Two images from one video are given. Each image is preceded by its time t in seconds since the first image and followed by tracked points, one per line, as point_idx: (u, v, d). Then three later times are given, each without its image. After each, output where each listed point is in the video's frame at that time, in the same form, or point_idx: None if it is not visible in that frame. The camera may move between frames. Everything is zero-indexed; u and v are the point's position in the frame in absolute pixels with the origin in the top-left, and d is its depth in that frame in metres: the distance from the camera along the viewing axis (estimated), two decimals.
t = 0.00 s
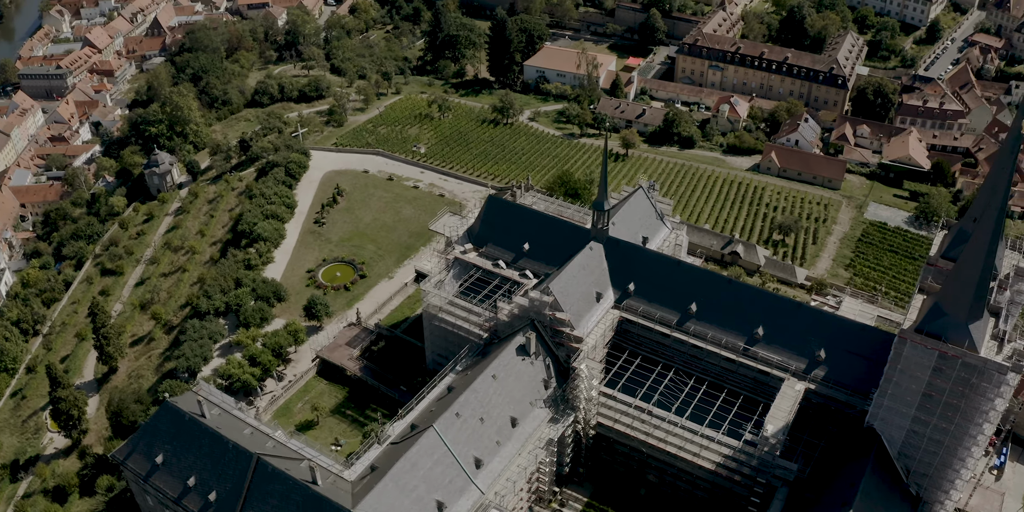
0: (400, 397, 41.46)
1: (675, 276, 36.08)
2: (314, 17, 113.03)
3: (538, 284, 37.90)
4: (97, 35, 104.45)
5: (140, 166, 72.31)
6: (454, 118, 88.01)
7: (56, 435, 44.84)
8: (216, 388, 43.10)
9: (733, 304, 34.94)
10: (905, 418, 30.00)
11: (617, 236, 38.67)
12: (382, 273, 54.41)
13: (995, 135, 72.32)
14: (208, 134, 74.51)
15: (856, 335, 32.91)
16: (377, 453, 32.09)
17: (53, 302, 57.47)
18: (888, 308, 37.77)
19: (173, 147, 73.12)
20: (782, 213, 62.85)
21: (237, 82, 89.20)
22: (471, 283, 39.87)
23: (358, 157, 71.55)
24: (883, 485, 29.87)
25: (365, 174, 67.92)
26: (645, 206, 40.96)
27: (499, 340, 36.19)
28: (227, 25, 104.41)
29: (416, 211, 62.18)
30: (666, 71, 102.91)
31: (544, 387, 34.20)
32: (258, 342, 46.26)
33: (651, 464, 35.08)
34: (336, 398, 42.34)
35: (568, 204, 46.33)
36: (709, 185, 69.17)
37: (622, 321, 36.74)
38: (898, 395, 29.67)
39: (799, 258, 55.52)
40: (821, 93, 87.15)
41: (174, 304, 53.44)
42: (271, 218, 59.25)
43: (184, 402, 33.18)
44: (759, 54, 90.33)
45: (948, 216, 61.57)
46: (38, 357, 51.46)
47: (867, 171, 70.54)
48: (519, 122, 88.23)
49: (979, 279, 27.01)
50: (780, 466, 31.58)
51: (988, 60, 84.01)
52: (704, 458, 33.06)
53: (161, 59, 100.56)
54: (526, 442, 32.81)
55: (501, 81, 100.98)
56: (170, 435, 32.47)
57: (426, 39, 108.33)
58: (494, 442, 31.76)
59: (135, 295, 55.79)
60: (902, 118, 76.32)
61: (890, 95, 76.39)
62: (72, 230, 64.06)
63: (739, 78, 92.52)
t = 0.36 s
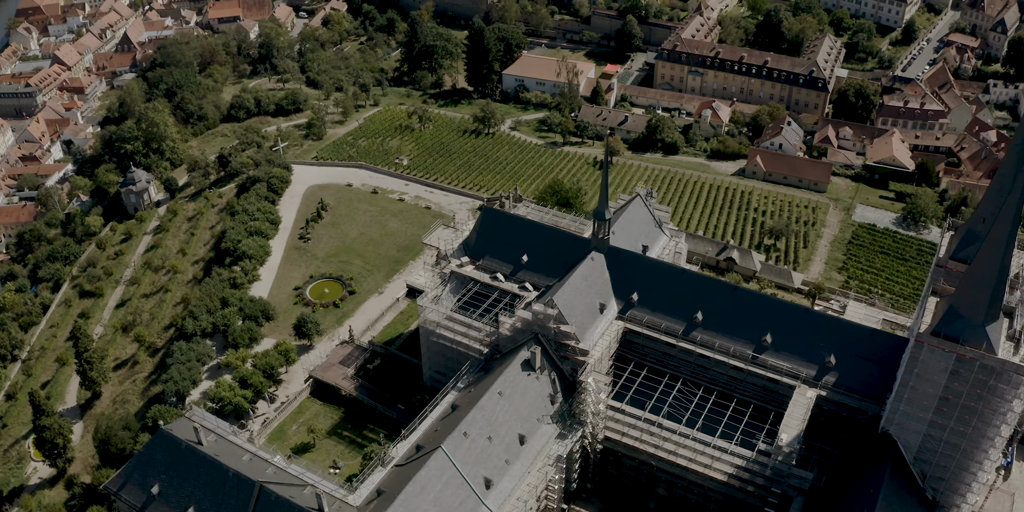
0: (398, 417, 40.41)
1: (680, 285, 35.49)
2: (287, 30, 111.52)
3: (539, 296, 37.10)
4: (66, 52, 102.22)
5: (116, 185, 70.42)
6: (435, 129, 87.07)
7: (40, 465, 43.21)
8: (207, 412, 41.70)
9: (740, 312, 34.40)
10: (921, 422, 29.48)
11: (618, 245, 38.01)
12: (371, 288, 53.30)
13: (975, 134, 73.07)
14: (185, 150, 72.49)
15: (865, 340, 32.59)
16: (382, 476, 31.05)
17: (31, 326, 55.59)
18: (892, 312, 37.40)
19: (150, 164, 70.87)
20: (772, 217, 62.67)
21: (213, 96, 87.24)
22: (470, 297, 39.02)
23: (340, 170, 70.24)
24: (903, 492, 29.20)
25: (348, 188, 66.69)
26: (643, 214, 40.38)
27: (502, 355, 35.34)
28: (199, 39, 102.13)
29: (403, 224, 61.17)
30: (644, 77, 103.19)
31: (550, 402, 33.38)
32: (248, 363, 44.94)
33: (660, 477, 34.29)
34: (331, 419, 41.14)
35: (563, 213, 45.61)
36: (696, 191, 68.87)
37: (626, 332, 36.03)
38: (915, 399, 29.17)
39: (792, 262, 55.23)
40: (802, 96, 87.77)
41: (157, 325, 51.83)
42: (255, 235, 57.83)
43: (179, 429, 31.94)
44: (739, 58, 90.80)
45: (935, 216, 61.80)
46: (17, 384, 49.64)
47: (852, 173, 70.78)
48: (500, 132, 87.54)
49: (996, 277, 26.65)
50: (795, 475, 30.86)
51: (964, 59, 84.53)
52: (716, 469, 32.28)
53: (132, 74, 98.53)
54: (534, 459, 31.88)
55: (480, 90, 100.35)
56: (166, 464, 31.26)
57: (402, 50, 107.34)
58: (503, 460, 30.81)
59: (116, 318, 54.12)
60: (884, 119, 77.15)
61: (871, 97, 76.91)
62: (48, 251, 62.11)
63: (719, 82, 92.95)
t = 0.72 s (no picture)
0: (397, 436, 39.39)
1: (684, 293, 34.85)
2: (260, 42, 109.84)
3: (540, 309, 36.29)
4: (34, 69, 99.76)
5: (91, 204, 68.49)
6: (416, 140, 86.04)
7: (25, 495, 41.55)
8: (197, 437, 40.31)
9: (747, 319, 33.83)
10: (937, 425, 29.03)
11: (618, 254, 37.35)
12: (361, 304, 52.17)
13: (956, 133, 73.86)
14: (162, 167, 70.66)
15: (875, 344, 32.19)
16: (388, 499, 29.99)
17: (7, 351, 53.70)
18: (897, 314, 37.11)
19: (125, 182, 68.96)
20: (761, 222, 62.52)
21: (187, 111, 85.13)
22: (468, 311, 38.16)
23: (322, 184, 68.82)
24: (922, 497, 28.70)
25: (331, 201, 65.44)
26: (642, 221, 39.76)
27: (505, 369, 34.47)
28: (170, 54, 99.38)
29: (390, 238, 60.09)
30: (623, 84, 103.27)
31: (558, 417, 32.53)
32: (238, 385, 43.60)
33: (670, 489, 33.55)
34: (328, 440, 39.99)
35: (558, 223, 44.87)
36: (682, 196, 68.56)
37: (631, 343, 35.30)
38: (931, 402, 28.72)
39: (785, 266, 55.00)
40: (782, 99, 88.69)
41: (141, 347, 50.19)
42: (239, 252, 56.42)
43: (175, 456, 30.63)
44: (718, 63, 91.29)
45: (922, 216, 62.10)
46: None
47: (837, 176, 71.13)
48: (482, 142, 86.72)
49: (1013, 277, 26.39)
50: (811, 484, 30.25)
51: (941, 59, 85.82)
52: (728, 480, 31.60)
53: (102, 91, 96.36)
54: (544, 476, 30.99)
55: (458, 100, 99.67)
56: (162, 494, 29.99)
57: (378, 60, 106.19)
58: (513, 479, 29.88)
59: (97, 341, 52.42)
60: (865, 121, 77.63)
61: (852, 99, 77.48)
62: (23, 273, 60.13)
63: (699, 87, 93.23)
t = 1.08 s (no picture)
0: (397, 455, 38.34)
1: (690, 301, 34.26)
2: (233, 56, 108.05)
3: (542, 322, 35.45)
4: (1, 87, 97.20)
5: (66, 223, 66.52)
6: (396, 152, 84.88)
7: None
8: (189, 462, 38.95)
9: (755, 327, 33.32)
10: (954, 428, 28.64)
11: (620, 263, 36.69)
12: (351, 320, 51.04)
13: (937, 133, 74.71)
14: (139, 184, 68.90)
15: (886, 347, 31.85)
16: None
17: None
18: (901, 317, 36.86)
19: (101, 200, 67.14)
20: (749, 226, 62.35)
21: (162, 127, 82.97)
22: (468, 326, 37.29)
23: (304, 198, 67.34)
24: (942, 501, 28.30)
25: (315, 215, 64.11)
26: (641, 229, 39.14)
27: (511, 385, 33.61)
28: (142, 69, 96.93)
29: (377, 251, 58.98)
30: (602, 91, 103.35)
31: (567, 432, 31.67)
32: (229, 407, 42.27)
33: (683, 502, 32.85)
34: (325, 462, 38.83)
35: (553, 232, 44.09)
36: (669, 203, 68.20)
37: (637, 353, 34.63)
38: (948, 405, 28.30)
39: (779, 269, 54.78)
40: (762, 103, 89.55)
41: (125, 371, 48.56)
42: (223, 269, 54.70)
43: (171, 486, 29.81)
44: (697, 68, 92.01)
45: (909, 216, 62.42)
46: None
47: (822, 178, 71.48)
48: (464, 152, 85.83)
49: None
50: (828, 492, 29.74)
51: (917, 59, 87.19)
52: (742, 491, 30.98)
53: (73, 108, 94.11)
54: (557, 494, 30.15)
55: (437, 111, 98.86)
56: None
57: (354, 72, 105.01)
58: (525, 498, 29.01)
59: (78, 365, 50.74)
60: (846, 122, 78.56)
61: (834, 101, 78.10)
62: None
63: (678, 92, 93.71)
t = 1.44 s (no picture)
0: (396, 476, 37.32)
1: (696, 310, 33.70)
2: (206, 70, 106.13)
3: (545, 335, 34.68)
4: None
5: (40, 244, 64.52)
6: (376, 164, 83.63)
7: None
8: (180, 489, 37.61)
9: (763, 334, 32.83)
10: (971, 430, 28.25)
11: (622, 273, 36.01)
12: (341, 338, 49.88)
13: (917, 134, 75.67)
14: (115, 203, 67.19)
15: (896, 350, 31.54)
16: None
17: None
18: (905, 319, 36.61)
19: (76, 220, 65.25)
20: (738, 232, 62.15)
21: (136, 144, 80.83)
22: (469, 341, 36.45)
23: (286, 213, 65.95)
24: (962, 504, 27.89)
25: (298, 230, 62.78)
26: (641, 237, 38.52)
27: (516, 400, 32.78)
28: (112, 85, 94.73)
29: (363, 266, 57.89)
30: (580, 99, 103.25)
31: (576, 447, 30.88)
32: (220, 430, 40.96)
33: None
34: (323, 485, 37.71)
35: (550, 242, 43.31)
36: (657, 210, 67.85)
37: (643, 364, 33.98)
38: (965, 408, 27.91)
39: (771, 273, 54.58)
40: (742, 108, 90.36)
41: (108, 395, 47.03)
42: (207, 288, 52.95)
43: None
44: (677, 73, 92.55)
45: (896, 217, 62.76)
46: None
47: (807, 181, 71.79)
48: (445, 163, 84.86)
49: None
50: (845, 499, 29.25)
51: (893, 61, 88.37)
52: (757, 502, 30.33)
53: (42, 127, 91.78)
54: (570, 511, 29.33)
55: (415, 122, 97.85)
56: None
57: (330, 84, 103.62)
58: None
59: (59, 390, 49.06)
60: (828, 125, 79.26)
61: (814, 104, 78.59)
62: None
63: (658, 99, 94.07)
